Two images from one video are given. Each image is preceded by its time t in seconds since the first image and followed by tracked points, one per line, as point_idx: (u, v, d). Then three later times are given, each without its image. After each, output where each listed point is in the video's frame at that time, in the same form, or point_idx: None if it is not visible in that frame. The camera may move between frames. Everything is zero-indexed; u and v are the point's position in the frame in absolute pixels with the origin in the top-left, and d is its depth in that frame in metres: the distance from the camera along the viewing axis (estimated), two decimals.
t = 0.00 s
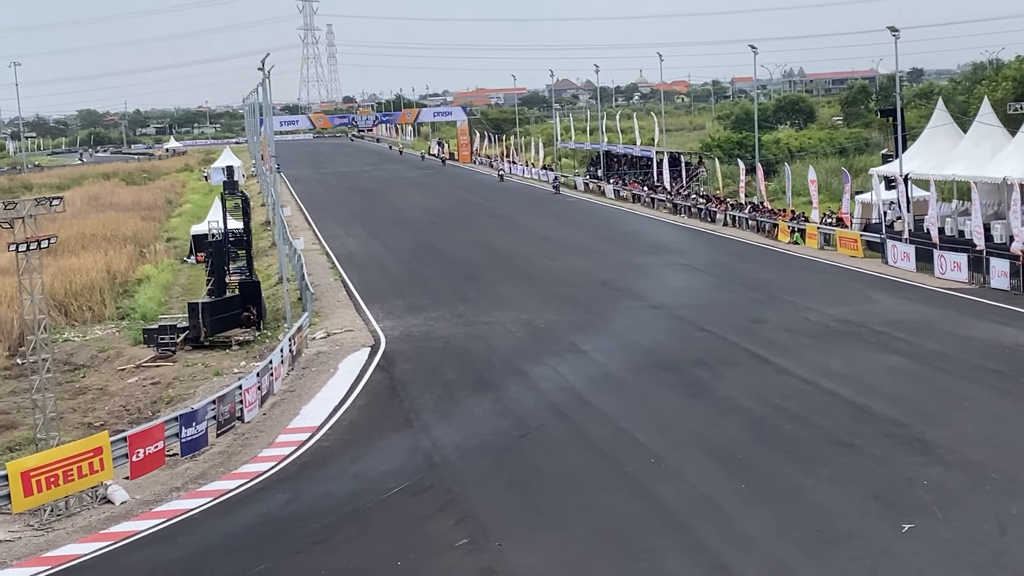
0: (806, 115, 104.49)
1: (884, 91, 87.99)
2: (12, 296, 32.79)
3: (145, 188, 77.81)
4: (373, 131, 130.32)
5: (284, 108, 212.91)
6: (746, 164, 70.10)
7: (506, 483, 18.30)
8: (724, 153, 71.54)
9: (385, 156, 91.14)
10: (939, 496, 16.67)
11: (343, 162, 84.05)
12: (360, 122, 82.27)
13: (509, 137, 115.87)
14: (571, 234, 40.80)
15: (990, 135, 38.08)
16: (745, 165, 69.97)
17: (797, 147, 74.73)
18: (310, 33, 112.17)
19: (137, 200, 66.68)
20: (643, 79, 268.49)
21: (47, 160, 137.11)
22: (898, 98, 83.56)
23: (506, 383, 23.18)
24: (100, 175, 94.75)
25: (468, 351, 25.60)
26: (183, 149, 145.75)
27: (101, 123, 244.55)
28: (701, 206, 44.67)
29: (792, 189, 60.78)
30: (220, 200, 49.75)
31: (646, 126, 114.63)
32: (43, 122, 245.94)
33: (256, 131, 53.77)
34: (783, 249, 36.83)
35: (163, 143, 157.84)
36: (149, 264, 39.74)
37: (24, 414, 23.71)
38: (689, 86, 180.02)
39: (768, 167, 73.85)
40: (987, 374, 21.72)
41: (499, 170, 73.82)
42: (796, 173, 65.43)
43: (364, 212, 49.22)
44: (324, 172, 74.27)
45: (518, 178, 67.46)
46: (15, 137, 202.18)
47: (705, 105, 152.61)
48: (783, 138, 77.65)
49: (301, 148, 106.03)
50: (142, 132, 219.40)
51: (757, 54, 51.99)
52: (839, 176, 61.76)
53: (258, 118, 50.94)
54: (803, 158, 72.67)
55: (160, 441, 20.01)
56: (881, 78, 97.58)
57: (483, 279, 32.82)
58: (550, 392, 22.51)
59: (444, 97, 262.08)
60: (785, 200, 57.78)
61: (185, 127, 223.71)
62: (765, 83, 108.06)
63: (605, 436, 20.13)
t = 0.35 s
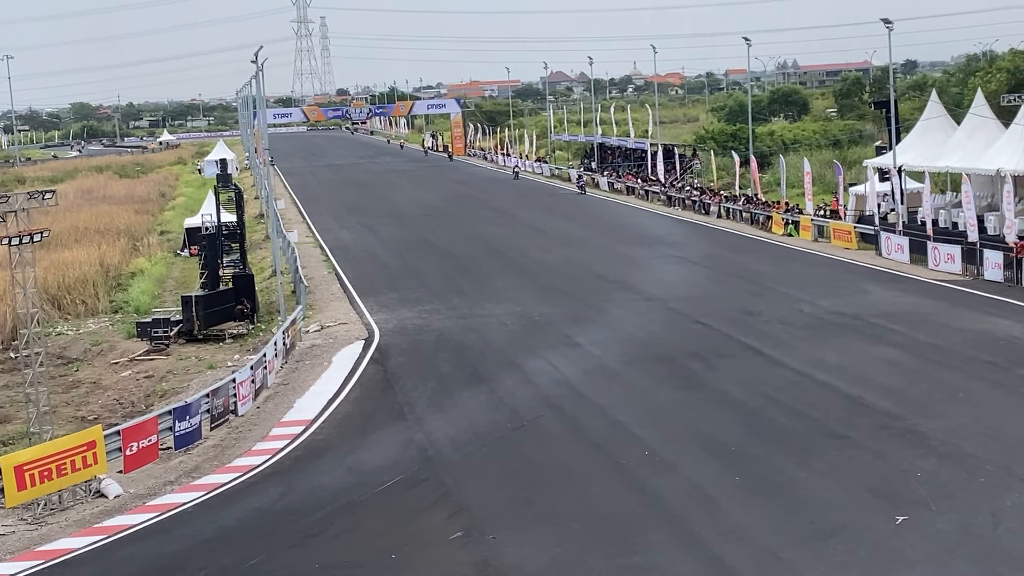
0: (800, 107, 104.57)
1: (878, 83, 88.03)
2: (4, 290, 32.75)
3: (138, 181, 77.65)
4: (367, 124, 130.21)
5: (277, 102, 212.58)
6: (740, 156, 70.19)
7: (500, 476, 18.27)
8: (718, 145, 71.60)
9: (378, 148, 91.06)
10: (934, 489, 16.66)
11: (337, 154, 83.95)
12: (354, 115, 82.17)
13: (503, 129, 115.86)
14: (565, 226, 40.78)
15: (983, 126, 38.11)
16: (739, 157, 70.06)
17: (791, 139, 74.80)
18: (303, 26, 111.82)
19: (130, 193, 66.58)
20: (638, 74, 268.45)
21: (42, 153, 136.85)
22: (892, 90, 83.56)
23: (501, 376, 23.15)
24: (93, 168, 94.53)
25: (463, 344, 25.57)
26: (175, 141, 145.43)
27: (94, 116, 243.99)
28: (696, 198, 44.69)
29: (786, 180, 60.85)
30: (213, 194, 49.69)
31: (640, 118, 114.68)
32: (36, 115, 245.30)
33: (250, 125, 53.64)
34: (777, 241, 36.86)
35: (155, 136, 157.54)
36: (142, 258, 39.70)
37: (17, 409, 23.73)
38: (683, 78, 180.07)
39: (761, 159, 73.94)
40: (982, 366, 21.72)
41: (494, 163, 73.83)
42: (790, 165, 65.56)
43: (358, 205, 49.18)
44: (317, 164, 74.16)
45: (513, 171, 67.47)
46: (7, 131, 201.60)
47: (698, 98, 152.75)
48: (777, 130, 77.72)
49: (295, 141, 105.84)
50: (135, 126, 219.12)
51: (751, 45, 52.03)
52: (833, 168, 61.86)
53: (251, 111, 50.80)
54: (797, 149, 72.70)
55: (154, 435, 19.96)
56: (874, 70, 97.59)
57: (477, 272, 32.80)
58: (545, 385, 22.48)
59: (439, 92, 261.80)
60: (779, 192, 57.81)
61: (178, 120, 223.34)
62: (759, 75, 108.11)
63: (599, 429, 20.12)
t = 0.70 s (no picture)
0: (795, 102, 104.59)
1: (873, 78, 88.10)
2: None
3: (133, 178, 77.57)
4: (362, 121, 130.19)
5: (273, 99, 212.46)
6: (736, 152, 70.29)
7: (496, 473, 18.23)
8: (714, 141, 71.64)
9: (373, 145, 91.00)
10: (929, 484, 16.66)
11: (332, 151, 83.86)
12: (349, 112, 82.06)
13: (498, 125, 115.91)
14: (561, 222, 40.72)
15: (979, 122, 38.08)
16: (735, 153, 70.15)
17: (786, 135, 74.86)
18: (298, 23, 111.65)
19: (125, 190, 66.46)
20: (635, 71, 268.35)
21: (36, 150, 136.34)
22: (887, 86, 83.55)
23: (496, 373, 23.14)
24: (87, 165, 94.35)
25: (458, 340, 25.55)
26: (170, 138, 145.24)
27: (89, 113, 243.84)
28: (691, 194, 44.70)
29: (782, 176, 60.95)
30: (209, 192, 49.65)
31: (636, 114, 114.68)
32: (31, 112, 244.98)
33: (245, 122, 53.57)
34: (772, 237, 36.86)
35: (150, 133, 157.39)
36: (137, 255, 39.68)
37: (12, 406, 23.76)
38: (678, 74, 180.10)
39: (757, 155, 73.96)
40: (977, 361, 21.73)
41: (490, 159, 73.85)
42: (786, 161, 65.66)
43: (354, 201, 49.17)
44: (312, 161, 74.09)
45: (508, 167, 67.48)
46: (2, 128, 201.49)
47: (693, 94, 152.83)
48: (772, 126, 77.78)
49: (290, 137, 105.68)
50: (131, 123, 219.13)
51: (745, 42, 52.07)
52: (829, 164, 61.94)
53: (245, 108, 50.72)
54: (792, 146, 72.70)
55: (149, 432, 19.93)
56: (870, 66, 97.57)
57: (473, 268, 32.77)
58: (540, 381, 22.46)
59: (435, 88, 261.98)
60: (774, 187, 57.86)
61: (174, 117, 223.29)
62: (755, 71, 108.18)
63: (595, 425, 20.09)
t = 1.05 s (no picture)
0: (794, 100, 104.53)
1: (871, 76, 88.05)
2: None
3: (131, 178, 77.57)
4: (361, 120, 130.14)
5: (272, 98, 212.44)
6: (734, 151, 70.29)
7: (494, 472, 18.23)
8: (712, 140, 71.65)
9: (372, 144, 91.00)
10: (927, 482, 16.65)
11: (330, 150, 83.82)
12: (347, 111, 82.03)
13: (497, 124, 115.98)
14: (559, 222, 40.69)
15: (977, 121, 38.04)
16: (733, 152, 70.17)
17: (784, 134, 74.85)
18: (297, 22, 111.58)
19: (123, 190, 66.50)
20: (635, 69, 268.26)
21: (35, 150, 136.21)
22: (885, 85, 83.53)
23: (494, 372, 23.14)
24: (86, 165, 94.29)
25: (456, 339, 25.56)
26: (169, 138, 145.08)
27: (88, 113, 243.80)
28: (689, 193, 44.68)
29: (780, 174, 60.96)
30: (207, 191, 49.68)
31: (634, 113, 114.66)
32: (30, 112, 244.90)
33: (243, 121, 53.58)
34: (771, 236, 36.86)
35: (148, 133, 157.26)
36: (135, 254, 39.72)
37: (10, 406, 23.83)
38: (678, 73, 180.08)
39: (755, 154, 73.97)
40: (975, 360, 21.70)
41: (488, 158, 73.83)
42: (784, 159, 65.66)
43: (352, 201, 49.18)
44: (310, 160, 74.13)
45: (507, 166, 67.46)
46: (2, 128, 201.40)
47: (692, 92, 152.76)
48: (770, 125, 77.75)
49: (289, 137, 105.61)
50: (130, 123, 219.21)
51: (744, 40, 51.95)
52: (827, 163, 61.94)
53: (244, 108, 50.69)
54: (790, 144, 72.68)
55: (148, 431, 19.94)
56: (868, 64, 97.56)
57: (471, 268, 32.75)
58: (538, 381, 22.46)
59: (435, 88, 261.95)
60: (772, 186, 57.85)
61: (173, 117, 223.23)
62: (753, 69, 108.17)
63: (593, 424, 20.09)
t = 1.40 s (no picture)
0: (797, 103, 104.53)
1: (874, 79, 88.08)
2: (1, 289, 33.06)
3: (134, 180, 77.72)
4: (364, 122, 130.32)
5: (275, 101, 212.66)
6: (737, 154, 70.35)
7: (497, 475, 18.24)
8: (715, 143, 71.71)
9: (374, 147, 91.11)
10: (930, 485, 16.66)
11: (334, 153, 83.95)
12: (351, 113, 82.14)
13: (500, 126, 116.15)
14: (562, 224, 40.70)
15: (980, 123, 38.04)
16: (736, 155, 70.22)
17: (787, 136, 74.88)
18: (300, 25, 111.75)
19: (127, 192, 66.65)
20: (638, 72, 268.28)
21: (38, 153, 136.06)
22: (888, 88, 83.56)
23: (497, 374, 23.15)
24: (89, 167, 94.47)
25: (459, 342, 25.58)
26: (172, 140, 145.32)
27: (92, 115, 244.12)
28: (692, 196, 44.70)
29: (784, 177, 60.95)
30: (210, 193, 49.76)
31: (637, 116, 114.77)
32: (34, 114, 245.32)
33: (247, 123, 53.64)
34: (773, 238, 36.87)
35: (152, 135, 157.50)
36: (139, 256, 39.79)
37: (14, 408, 23.94)
38: (681, 75, 180.13)
39: (758, 156, 74.02)
40: (978, 363, 21.71)
41: (491, 160, 73.92)
42: (787, 162, 65.69)
43: (355, 203, 49.23)
44: (314, 163, 74.25)
45: (510, 168, 67.51)
46: (6, 130, 201.75)
47: (695, 95, 152.91)
48: (773, 127, 77.79)
49: (292, 139, 105.76)
50: (133, 125, 219.57)
51: (747, 43, 52.03)
52: (830, 165, 61.99)
53: (247, 110, 50.76)
54: (793, 147, 72.71)
55: (150, 433, 19.99)
56: (871, 67, 97.56)
57: (474, 270, 32.78)
58: (540, 383, 22.47)
59: (438, 90, 262.13)
60: (775, 189, 57.87)
61: (176, 119, 223.55)
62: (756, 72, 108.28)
63: (595, 427, 20.09)
